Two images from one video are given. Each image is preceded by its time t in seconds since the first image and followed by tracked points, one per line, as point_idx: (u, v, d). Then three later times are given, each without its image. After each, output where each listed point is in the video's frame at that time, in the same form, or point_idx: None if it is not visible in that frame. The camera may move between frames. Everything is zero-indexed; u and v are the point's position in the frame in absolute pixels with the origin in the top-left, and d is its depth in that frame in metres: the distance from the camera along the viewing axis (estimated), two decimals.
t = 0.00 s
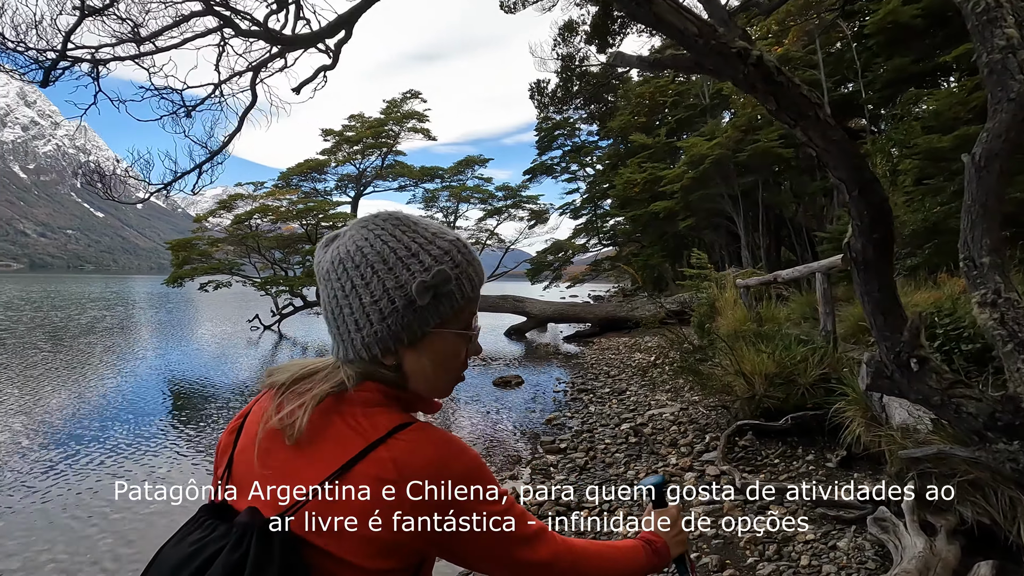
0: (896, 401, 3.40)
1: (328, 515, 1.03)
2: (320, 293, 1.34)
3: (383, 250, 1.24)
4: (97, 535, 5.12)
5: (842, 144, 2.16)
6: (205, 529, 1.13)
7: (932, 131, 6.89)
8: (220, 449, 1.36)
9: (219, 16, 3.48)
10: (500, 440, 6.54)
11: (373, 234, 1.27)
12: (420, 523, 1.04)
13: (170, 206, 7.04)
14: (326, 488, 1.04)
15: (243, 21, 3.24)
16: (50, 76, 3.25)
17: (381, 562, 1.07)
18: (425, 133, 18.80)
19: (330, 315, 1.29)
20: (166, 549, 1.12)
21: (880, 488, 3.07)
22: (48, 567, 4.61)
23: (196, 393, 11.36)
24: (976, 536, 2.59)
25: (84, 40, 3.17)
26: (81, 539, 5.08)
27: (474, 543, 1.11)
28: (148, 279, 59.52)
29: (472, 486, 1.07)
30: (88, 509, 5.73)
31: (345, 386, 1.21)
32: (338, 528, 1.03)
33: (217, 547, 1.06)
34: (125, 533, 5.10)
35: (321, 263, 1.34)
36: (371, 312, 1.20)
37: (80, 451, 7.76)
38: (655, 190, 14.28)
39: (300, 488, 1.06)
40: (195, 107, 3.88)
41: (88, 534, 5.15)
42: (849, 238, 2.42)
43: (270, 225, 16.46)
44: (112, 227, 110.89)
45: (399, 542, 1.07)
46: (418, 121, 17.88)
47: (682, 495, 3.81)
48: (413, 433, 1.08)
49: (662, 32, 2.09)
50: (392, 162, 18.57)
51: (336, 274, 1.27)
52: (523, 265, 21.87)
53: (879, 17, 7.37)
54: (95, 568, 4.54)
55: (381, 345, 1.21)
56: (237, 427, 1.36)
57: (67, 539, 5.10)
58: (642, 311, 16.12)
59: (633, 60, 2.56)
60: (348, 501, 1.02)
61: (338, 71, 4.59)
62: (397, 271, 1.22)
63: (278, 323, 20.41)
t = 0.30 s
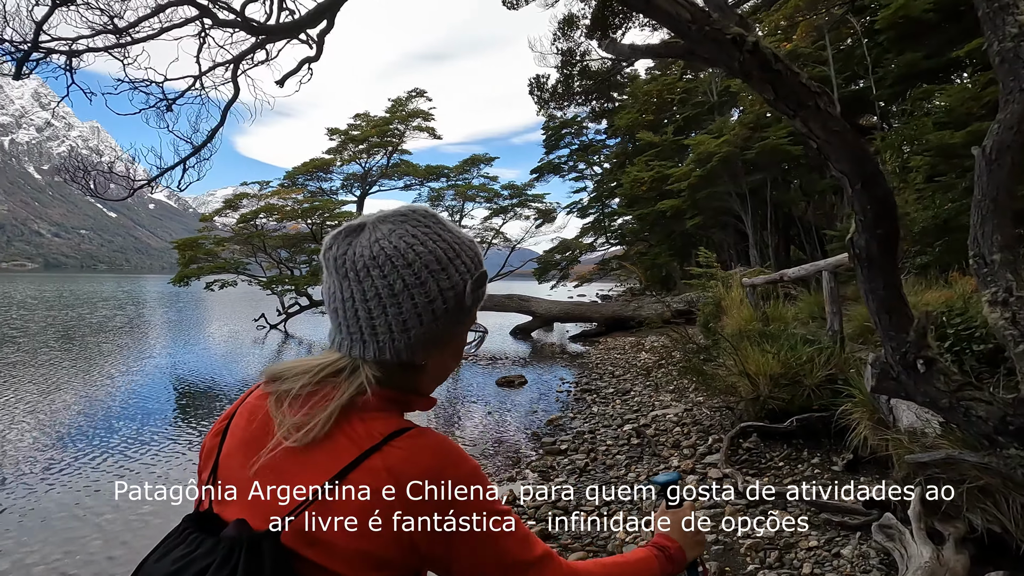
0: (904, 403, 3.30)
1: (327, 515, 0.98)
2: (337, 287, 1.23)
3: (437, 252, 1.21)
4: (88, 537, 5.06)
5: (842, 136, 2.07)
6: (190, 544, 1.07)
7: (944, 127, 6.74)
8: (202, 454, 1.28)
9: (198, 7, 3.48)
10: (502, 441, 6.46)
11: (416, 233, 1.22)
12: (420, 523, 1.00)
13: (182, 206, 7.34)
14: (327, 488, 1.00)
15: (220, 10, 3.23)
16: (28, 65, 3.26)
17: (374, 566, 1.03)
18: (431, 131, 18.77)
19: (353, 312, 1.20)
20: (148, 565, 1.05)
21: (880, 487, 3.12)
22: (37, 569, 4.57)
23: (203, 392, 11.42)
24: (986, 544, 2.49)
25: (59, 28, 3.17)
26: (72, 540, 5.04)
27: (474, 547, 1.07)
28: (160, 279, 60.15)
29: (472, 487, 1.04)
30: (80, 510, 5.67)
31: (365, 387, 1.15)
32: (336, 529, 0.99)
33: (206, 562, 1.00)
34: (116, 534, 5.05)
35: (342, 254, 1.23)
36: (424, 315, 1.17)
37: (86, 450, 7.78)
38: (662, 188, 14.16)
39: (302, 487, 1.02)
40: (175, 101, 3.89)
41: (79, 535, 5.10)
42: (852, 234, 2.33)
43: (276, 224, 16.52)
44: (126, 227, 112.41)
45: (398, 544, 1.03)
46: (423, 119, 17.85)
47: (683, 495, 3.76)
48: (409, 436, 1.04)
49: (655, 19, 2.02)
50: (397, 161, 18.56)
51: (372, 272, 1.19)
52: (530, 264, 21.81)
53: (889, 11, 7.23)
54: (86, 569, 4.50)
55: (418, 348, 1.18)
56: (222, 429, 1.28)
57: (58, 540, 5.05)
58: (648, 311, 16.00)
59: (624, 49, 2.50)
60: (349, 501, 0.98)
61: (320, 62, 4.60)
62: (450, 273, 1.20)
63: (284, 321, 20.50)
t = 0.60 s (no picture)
0: (914, 411, 3.19)
1: (328, 516, 0.96)
2: (339, 291, 1.22)
3: (437, 266, 1.24)
4: (83, 540, 5.02)
5: (846, 134, 1.99)
6: (186, 554, 1.00)
7: (959, 126, 6.58)
8: (176, 465, 1.19)
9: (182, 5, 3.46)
10: (503, 444, 6.40)
11: (423, 246, 1.26)
12: (421, 523, 1.00)
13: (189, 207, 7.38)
14: (327, 488, 0.97)
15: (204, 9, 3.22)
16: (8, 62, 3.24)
17: (369, 568, 1.01)
18: (438, 131, 18.73)
19: (357, 316, 1.19)
20: None
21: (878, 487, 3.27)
22: (29, 572, 4.54)
23: (210, 392, 11.45)
24: (999, 560, 2.38)
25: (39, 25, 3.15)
26: (66, 543, 5.00)
27: (466, 555, 1.06)
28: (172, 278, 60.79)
29: (469, 487, 1.07)
30: (76, 514, 5.61)
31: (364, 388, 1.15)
32: (336, 530, 0.96)
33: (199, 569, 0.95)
34: (111, 539, 5.01)
35: (349, 260, 1.23)
36: (422, 322, 1.19)
37: (90, 450, 7.78)
38: (670, 188, 14.03)
39: (302, 487, 0.98)
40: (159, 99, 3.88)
41: (73, 539, 5.06)
42: (858, 236, 2.25)
43: (283, 224, 16.58)
44: (140, 227, 113.82)
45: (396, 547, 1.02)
46: (431, 120, 17.83)
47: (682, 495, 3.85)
48: (405, 439, 1.04)
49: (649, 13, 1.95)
50: (405, 161, 18.56)
51: (382, 278, 1.19)
52: (537, 265, 21.72)
53: (902, 8, 7.08)
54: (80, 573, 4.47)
55: (416, 352, 1.20)
56: (201, 438, 1.21)
57: (53, 543, 5.02)
58: (655, 312, 15.86)
59: (620, 44, 2.44)
60: (349, 501, 0.96)
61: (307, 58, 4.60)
62: (450, 285, 1.25)
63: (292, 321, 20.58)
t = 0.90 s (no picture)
0: (933, 416, 3.11)
1: (327, 516, 0.95)
2: (350, 305, 1.22)
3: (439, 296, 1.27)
4: (91, 543, 5.01)
5: (863, 132, 1.93)
6: (188, 555, 0.99)
7: (976, 124, 6.45)
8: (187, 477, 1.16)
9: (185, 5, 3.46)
10: (512, 446, 6.35)
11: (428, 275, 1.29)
12: (421, 523, 0.98)
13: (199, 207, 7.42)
14: (326, 487, 0.96)
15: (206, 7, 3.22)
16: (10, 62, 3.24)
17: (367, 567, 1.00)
18: (447, 132, 18.74)
19: (366, 331, 1.18)
20: None
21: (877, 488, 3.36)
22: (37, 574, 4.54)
23: (220, 392, 11.50)
24: None
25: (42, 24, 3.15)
26: (74, 545, 5.00)
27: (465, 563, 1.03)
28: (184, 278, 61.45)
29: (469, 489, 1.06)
30: (83, 516, 5.60)
31: (363, 398, 1.14)
32: (335, 530, 0.95)
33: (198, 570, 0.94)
34: (119, 541, 5.00)
35: (366, 278, 1.24)
36: (425, 343, 1.20)
37: (100, 450, 7.82)
38: (681, 188, 13.93)
39: (302, 487, 0.97)
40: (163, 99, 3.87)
41: (81, 541, 5.06)
42: (876, 237, 2.17)
43: (293, 225, 16.67)
44: (154, 227, 115.33)
45: (397, 549, 1.00)
46: (440, 120, 17.84)
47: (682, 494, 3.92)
48: (395, 444, 1.05)
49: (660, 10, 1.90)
50: (414, 161, 18.59)
51: (397, 297, 1.20)
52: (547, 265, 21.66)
53: (918, 4, 6.95)
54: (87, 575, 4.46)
55: (416, 369, 1.20)
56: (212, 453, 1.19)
57: (62, 544, 5.02)
58: (666, 312, 15.73)
59: (630, 42, 2.39)
60: (348, 502, 0.95)
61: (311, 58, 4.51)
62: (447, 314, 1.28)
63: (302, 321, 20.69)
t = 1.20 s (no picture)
0: (958, 418, 3.03)
1: (327, 516, 0.98)
2: (348, 304, 1.24)
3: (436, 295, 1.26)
4: (107, 540, 5.04)
5: (894, 126, 1.89)
6: (205, 526, 1.05)
7: (998, 120, 6.31)
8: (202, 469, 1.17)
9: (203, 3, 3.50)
10: (525, 446, 6.32)
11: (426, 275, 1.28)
12: (421, 523, 1.01)
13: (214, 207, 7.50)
14: (325, 487, 0.99)
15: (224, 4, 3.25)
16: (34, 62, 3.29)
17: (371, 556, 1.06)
18: (458, 131, 18.75)
19: (363, 328, 1.19)
20: (164, 548, 1.03)
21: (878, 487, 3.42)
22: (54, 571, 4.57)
23: (233, 391, 11.56)
24: None
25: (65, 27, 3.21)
26: (90, 543, 5.02)
27: (467, 558, 1.06)
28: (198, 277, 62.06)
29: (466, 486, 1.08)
30: (98, 514, 5.63)
31: (358, 384, 1.15)
32: (337, 529, 0.99)
33: (219, 540, 1.00)
34: (134, 538, 5.03)
35: (363, 279, 1.25)
36: (418, 336, 1.19)
37: (116, 448, 7.88)
38: (694, 187, 13.83)
39: (300, 487, 1.00)
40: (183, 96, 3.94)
41: (96, 538, 5.09)
42: (906, 234, 2.13)
43: (306, 224, 16.77)
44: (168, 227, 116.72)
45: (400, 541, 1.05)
46: (451, 119, 17.85)
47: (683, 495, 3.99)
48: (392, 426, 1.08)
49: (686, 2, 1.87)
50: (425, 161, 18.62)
51: (392, 296, 1.20)
52: (558, 264, 21.59)
53: None
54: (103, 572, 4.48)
55: (413, 363, 1.20)
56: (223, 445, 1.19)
57: (78, 542, 5.05)
58: (678, 312, 15.59)
59: (652, 36, 2.35)
60: (347, 502, 0.98)
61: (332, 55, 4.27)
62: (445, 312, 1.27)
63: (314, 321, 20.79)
